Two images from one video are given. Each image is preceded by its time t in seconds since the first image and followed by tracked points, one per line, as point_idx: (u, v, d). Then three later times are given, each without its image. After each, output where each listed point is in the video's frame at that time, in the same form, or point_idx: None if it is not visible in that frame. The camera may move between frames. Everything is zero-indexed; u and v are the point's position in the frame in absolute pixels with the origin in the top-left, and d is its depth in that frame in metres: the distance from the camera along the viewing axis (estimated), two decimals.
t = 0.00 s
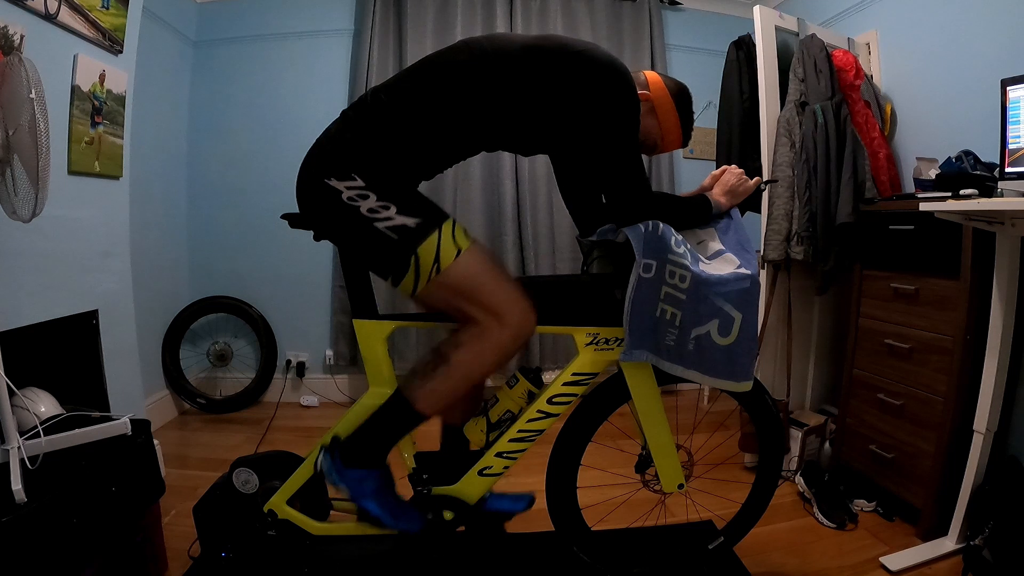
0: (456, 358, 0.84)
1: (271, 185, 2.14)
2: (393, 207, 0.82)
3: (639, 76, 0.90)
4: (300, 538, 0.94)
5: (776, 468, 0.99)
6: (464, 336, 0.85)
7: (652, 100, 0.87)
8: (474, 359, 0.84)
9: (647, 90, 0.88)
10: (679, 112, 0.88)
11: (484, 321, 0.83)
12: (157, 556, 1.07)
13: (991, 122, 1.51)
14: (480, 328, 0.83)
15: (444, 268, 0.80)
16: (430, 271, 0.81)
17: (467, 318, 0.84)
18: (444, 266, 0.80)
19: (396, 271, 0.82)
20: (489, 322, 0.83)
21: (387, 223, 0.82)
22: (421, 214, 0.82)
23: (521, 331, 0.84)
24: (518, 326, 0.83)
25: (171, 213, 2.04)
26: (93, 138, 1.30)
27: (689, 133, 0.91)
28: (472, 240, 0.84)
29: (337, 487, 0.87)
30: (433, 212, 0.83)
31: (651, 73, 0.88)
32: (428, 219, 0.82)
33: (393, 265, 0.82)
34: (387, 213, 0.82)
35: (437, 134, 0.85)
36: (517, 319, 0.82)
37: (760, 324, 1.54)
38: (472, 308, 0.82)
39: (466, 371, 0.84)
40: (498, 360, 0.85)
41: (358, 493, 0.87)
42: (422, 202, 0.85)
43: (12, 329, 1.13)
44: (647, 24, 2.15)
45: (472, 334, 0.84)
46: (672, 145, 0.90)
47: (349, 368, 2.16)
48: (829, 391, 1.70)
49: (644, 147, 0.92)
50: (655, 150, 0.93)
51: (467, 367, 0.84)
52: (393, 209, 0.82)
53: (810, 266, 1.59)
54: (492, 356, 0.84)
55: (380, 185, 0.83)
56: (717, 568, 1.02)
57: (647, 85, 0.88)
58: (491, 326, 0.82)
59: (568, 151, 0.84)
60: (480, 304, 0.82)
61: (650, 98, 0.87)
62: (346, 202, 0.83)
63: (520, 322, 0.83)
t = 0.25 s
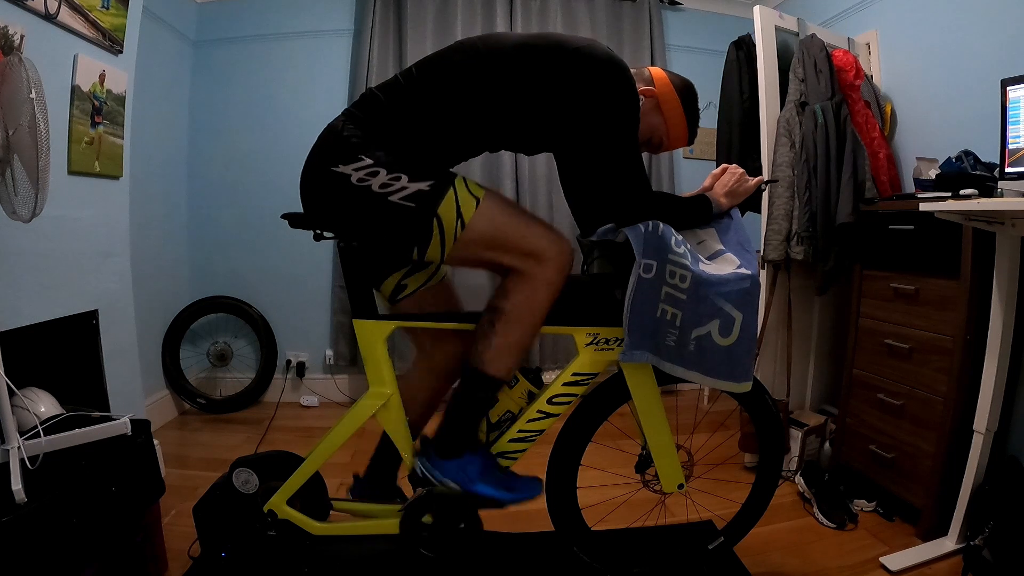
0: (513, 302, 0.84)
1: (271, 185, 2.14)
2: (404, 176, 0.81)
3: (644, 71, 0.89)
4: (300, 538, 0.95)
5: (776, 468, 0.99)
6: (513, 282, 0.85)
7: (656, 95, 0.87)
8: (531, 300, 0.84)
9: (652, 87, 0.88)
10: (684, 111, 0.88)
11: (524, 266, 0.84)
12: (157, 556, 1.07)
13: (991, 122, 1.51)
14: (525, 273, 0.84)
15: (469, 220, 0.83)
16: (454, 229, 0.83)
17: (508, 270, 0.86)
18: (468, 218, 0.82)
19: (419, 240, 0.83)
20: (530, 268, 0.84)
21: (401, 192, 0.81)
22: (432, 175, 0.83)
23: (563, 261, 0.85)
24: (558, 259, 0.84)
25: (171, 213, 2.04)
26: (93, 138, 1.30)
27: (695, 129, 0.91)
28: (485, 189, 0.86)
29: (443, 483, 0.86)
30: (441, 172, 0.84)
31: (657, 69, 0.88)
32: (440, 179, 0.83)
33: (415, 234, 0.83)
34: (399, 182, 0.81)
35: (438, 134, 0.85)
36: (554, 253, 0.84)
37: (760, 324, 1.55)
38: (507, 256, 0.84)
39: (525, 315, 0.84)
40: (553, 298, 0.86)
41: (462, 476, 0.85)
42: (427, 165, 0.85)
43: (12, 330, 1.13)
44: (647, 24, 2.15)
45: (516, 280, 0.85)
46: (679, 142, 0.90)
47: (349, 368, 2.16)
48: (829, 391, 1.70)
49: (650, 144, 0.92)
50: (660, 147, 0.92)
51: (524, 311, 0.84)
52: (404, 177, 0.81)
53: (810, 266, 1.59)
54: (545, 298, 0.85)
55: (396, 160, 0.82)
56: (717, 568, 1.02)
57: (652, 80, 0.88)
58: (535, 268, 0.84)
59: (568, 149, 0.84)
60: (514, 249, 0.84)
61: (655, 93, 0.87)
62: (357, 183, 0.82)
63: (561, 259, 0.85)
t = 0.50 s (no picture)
0: (433, 426, 0.84)
1: (271, 185, 2.14)
2: (383, 229, 0.82)
3: (643, 78, 0.90)
4: (300, 538, 0.94)
5: (776, 468, 0.99)
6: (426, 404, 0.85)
7: (654, 100, 0.87)
8: (446, 414, 0.84)
9: (649, 92, 0.88)
10: (681, 116, 0.88)
11: (432, 369, 0.84)
12: (157, 556, 1.07)
13: (991, 123, 1.51)
14: (434, 389, 0.84)
15: (415, 302, 0.82)
16: (399, 301, 0.82)
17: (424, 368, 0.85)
18: (416, 300, 0.82)
19: (369, 289, 0.83)
20: (436, 374, 0.84)
21: (374, 243, 0.82)
22: (407, 244, 0.82)
23: (467, 370, 0.84)
24: (462, 370, 0.84)
25: (171, 213, 2.04)
26: (93, 138, 1.30)
27: (691, 134, 0.90)
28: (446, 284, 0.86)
29: None
30: (421, 246, 0.84)
31: (655, 75, 0.88)
32: (412, 250, 0.82)
33: (367, 283, 0.83)
34: (376, 232, 0.82)
35: (438, 135, 0.85)
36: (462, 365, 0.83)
37: (760, 324, 1.55)
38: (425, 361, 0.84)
39: (445, 438, 0.85)
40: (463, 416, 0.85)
41: None
42: (415, 230, 0.84)
43: (12, 329, 1.13)
44: (647, 24, 2.15)
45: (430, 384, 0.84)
46: (675, 145, 0.90)
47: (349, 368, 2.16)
48: (830, 391, 1.70)
49: (647, 148, 0.92)
50: (657, 151, 0.92)
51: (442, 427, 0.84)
52: (383, 230, 0.82)
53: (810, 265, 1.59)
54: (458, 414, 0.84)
55: (377, 200, 0.82)
56: (717, 568, 1.02)
57: (649, 85, 0.88)
58: (441, 378, 0.83)
59: (569, 151, 0.85)
60: (437, 350, 0.83)
61: (652, 99, 0.87)
62: (343, 211, 0.83)
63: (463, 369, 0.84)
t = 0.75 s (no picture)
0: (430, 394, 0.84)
1: (271, 185, 2.14)
2: (385, 225, 0.82)
3: (638, 78, 0.90)
4: (300, 538, 0.95)
5: (776, 468, 0.99)
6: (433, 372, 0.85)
7: (649, 102, 0.87)
8: (445, 394, 0.84)
9: (645, 93, 0.88)
10: (676, 113, 0.88)
11: (451, 354, 0.83)
12: (157, 556, 1.07)
13: (991, 123, 1.51)
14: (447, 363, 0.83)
15: (426, 293, 0.82)
16: (410, 294, 0.82)
17: (437, 351, 0.85)
18: (427, 291, 0.82)
19: (380, 285, 0.84)
20: (455, 356, 0.83)
21: (377, 239, 0.82)
22: (411, 236, 0.81)
23: (488, 361, 0.84)
24: (482, 360, 0.84)
25: (171, 212, 2.04)
26: (93, 138, 1.30)
27: (688, 133, 0.90)
28: (456, 270, 0.85)
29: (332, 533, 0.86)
30: (426, 235, 0.83)
31: (650, 75, 0.88)
32: (417, 242, 0.82)
33: (377, 279, 0.84)
34: (378, 229, 0.82)
35: (437, 134, 0.85)
36: (480, 355, 0.83)
37: (760, 324, 1.54)
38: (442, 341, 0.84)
39: (432, 411, 0.84)
40: (467, 392, 0.85)
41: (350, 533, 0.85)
42: (419, 222, 0.84)
43: (12, 329, 1.13)
44: (647, 24, 2.15)
45: (441, 366, 0.84)
46: (671, 145, 0.90)
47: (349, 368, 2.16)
48: (830, 391, 1.70)
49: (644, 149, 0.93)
50: (654, 151, 0.93)
51: (435, 404, 0.84)
52: (384, 225, 0.82)
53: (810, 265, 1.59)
54: (460, 392, 0.84)
55: (374, 197, 0.82)
56: (717, 568, 1.02)
57: (644, 86, 0.88)
58: (458, 358, 0.83)
59: (569, 151, 0.84)
60: (450, 338, 0.83)
61: (648, 100, 0.87)
62: (342, 211, 0.84)
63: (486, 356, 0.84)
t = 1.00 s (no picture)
0: (502, 295, 0.85)
1: (271, 185, 2.14)
2: (401, 176, 0.81)
3: (644, 71, 0.89)
4: (300, 538, 0.95)
5: (776, 468, 0.99)
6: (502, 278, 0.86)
7: (657, 96, 0.87)
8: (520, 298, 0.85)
9: (652, 87, 0.88)
10: (684, 106, 0.88)
11: (519, 263, 0.84)
12: (156, 556, 1.07)
13: (991, 123, 1.51)
14: (519, 269, 0.84)
15: (467, 221, 0.82)
16: (453, 227, 0.82)
17: (500, 264, 0.85)
18: (467, 219, 0.82)
19: (417, 240, 0.82)
20: (530, 269, 0.84)
21: (397, 193, 0.80)
22: (427, 176, 0.82)
23: (561, 262, 0.85)
24: (556, 261, 0.85)
25: (171, 212, 2.04)
26: (93, 138, 1.30)
27: (697, 128, 0.91)
28: (483, 188, 0.85)
29: (398, 455, 0.85)
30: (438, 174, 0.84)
31: (657, 68, 0.88)
32: (436, 180, 0.82)
33: (412, 234, 0.81)
34: (397, 182, 0.81)
35: (438, 135, 0.85)
36: (555, 253, 0.84)
37: (760, 324, 1.54)
38: (499, 252, 0.84)
39: (510, 310, 0.85)
40: (545, 296, 0.86)
41: (417, 455, 0.84)
42: (424, 167, 0.84)
43: (12, 330, 1.13)
44: (647, 24, 2.15)
45: (510, 276, 0.85)
46: (681, 141, 0.90)
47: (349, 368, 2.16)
48: (830, 391, 1.69)
49: (652, 145, 0.92)
50: (662, 147, 0.93)
51: (512, 307, 0.85)
52: (401, 177, 0.81)
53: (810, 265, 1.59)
54: (537, 295, 0.85)
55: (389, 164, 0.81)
56: (717, 568, 1.02)
57: (652, 81, 0.88)
58: (528, 266, 0.84)
59: (568, 149, 0.85)
60: (513, 247, 0.83)
61: (656, 94, 0.87)
62: (354, 183, 0.81)
63: (559, 258, 0.85)
